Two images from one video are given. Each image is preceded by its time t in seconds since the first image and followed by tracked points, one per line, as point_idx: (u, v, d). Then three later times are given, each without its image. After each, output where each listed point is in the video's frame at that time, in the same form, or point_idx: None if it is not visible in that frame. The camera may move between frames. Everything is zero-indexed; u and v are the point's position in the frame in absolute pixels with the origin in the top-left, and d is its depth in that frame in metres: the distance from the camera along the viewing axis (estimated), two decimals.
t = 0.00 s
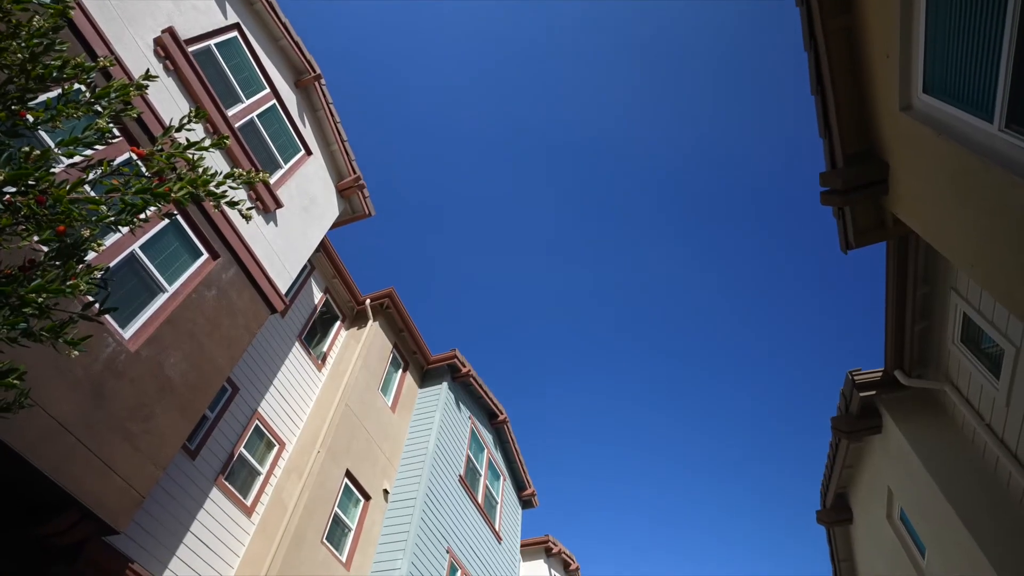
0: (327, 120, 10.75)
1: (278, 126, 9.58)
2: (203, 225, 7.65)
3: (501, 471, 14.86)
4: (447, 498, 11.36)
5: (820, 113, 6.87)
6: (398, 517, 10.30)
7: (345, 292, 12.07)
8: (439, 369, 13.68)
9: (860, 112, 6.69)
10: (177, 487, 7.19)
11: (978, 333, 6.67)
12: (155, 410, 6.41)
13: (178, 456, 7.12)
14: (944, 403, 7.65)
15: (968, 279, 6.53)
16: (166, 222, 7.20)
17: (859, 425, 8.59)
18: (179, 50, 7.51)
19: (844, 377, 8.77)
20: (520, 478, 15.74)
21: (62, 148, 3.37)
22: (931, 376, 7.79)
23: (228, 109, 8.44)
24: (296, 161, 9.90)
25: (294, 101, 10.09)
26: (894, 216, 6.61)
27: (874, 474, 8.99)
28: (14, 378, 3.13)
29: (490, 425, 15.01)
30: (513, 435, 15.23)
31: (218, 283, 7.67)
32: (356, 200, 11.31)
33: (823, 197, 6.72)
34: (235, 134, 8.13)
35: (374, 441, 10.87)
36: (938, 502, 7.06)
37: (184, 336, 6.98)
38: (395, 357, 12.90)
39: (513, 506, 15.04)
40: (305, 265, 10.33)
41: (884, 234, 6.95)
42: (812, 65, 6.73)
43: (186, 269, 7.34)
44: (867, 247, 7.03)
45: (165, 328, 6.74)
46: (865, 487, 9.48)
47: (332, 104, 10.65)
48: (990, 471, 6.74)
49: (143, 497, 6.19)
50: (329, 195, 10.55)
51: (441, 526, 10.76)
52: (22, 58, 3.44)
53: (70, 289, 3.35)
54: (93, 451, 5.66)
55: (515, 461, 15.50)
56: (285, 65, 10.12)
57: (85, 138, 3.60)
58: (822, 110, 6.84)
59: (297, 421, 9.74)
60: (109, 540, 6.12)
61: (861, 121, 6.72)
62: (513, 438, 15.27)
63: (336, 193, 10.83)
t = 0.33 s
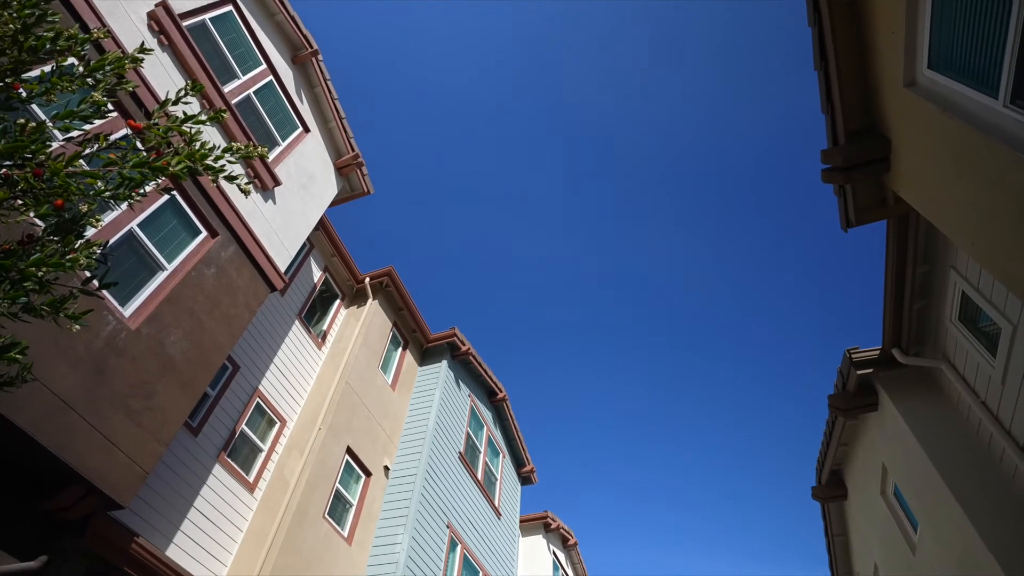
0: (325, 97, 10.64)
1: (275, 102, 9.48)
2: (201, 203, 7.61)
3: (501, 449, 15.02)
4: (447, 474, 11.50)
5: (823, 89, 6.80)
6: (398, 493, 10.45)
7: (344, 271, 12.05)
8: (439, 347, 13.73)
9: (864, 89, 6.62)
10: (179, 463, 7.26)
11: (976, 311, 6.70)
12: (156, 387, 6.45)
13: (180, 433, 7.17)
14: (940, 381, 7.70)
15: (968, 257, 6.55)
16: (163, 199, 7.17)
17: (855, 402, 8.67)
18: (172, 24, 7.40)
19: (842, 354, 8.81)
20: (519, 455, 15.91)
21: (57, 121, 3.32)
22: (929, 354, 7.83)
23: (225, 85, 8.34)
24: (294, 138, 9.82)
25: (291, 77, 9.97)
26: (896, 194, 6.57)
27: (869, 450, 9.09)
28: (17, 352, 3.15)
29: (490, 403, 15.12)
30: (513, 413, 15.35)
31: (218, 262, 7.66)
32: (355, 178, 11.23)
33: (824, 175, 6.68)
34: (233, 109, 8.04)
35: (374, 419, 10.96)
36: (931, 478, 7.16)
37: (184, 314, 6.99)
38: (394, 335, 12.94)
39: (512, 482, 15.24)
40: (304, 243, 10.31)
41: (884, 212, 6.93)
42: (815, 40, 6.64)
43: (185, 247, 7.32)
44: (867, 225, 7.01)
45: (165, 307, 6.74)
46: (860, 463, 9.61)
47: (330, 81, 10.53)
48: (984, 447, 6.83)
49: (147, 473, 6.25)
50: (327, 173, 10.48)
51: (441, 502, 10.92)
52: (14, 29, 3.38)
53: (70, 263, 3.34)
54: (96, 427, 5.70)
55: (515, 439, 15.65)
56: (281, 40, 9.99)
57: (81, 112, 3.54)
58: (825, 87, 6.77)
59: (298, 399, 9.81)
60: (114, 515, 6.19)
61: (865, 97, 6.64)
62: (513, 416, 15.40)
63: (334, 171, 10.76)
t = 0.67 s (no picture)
0: (322, 74, 10.51)
1: (273, 79, 9.37)
2: (199, 181, 7.57)
3: (500, 427, 15.17)
4: (447, 452, 11.64)
5: (826, 66, 6.71)
6: (399, 470, 10.59)
7: (343, 250, 12.03)
8: (439, 325, 13.77)
9: (868, 65, 6.53)
10: (182, 440, 7.32)
11: (975, 290, 6.72)
12: (158, 365, 6.48)
13: (182, 411, 7.22)
14: (937, 359, 7.75)
15: (968, 236, 6.55)
16: (161, 176, 7.13)
17: (853, 380, 8.72)
18: None
19: (840, 333, 8.84)
20: (519, 433, 16.05)
21: (53, 93, 3.27)
22: (926, 333, 7.87)
23: (221, 61, 8.24)
24: (291, 116, 9.73)
25: (288, 54, 9.84)
26: (898, 171, 6.54)
27: (865, 427, 9.18)
28: (20, 328, 3.17)
29: (490, 381, 15.21)
30: (512, 391, 15.44)
31: (217, 241, 7.64)
32: (354, 156, 11.15)
33: (826, 152, 6.63)
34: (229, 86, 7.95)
35: (375, 397, 11.04)
36: (926, 455, 7.24)
37: (184, 293, 6.99)
38: (394, 314, 12.97)
39: (512, 460, 15.42)
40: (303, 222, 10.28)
41: (886, 190, 6.89)
42: (819, 15, 6.54)
43: (185, 225, 7.30)
44: (868, 203, 6.98)
45: (165, 286, 6.74)
46: (856, 440, 9.71)
47: (327, 57, 10.39)
48: (979, 424, 6.91)
49: (150, 450, 6.30)
50: (325, 151, 10.40)
51: (442, 479, 11.08)
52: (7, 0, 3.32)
53: (70, 238, 3.33)
54: (100, 405, 5.74)
55: (515, 417, 15.78)
56: (278, 16, 9.83)
57: (76, 86, 3.49)
58: (828, 63, 6.69)
59: (298, 378, 9.86)
60: (119, 491, 6.25)
61: (869, 73, 6.56)
62: (512, 394, 15.50)
63: (333, 149, 10.68)
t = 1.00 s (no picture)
0: (320, 50, 10.38)
1: (270, 57, 9.26)
2: (198, 160, 7.53)
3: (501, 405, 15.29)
4: (448, 430, 11.75)
5: (831, 42, 6.61)
6: (400, 448, 10.71)
7: (343, 230, 12.00)
8: (439, 305, 13.79)
9: (873, 41, 6.42)
10: (185, 419, 7.38)
11: (975, 270, 6.72)
12: (159, 344, 6.50)
13: (185, 390, 7.27)
14: (935, 338, 7.78)
15: (970, 214, 6.54)
16: (159, 154, 7.09)
17: (851, 358, 8.74)
18: None
19: (840, 312, 8.82)
20: (519, 412, 16.17)
21: (49, 68, 3.22)
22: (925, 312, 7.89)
23: (217, 37, 8.14)
24: (289, 95, 9.65)
25: (285, 31, 9.72)
26: (901, 149, 6.50)
27: (863, 406, 9.24)
28: (24, 304, 3.18)
29: (490, 360, 15.28)
30: (513, 370, 15.51)
31: (216, 220, 7.62)
32: (352, 134, 11.06)
33: (829, 130, 6.58)
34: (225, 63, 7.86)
35: (375, 376, 11.11)
36: (922, 433, 7.30)
37: (184, 272, 6.99)
38: (394, 294, 12.98)
39: (512, 438, 15.58)
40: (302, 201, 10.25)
41: (889, 168, 6.84)
42: None
43: (184, 204, 7.28)
44: (871, 181, 6.94)
45: (165, 265, 6.74)
46: (853, 419, 9.77)
47: (324, 34, 10.26)
48: (976, 403, 6.96)
49: (154, 428, 6.36)
50: (324, 130, 10.33)
51: (442, 456, 11.22)
52: None
53: (71, 213, 3.33)
54: (103, 383, 5.77)
55: (515, 396, 15.88)
56: None
57: (73, 60, 3.44)
58: (833, 40, 6.58)
59: (299, 357, 9.91)
60: (124, 469, 6.32)
61: (874, 49, 6.46)
62: (513, 373, 15.58)
63: (332, 128, 10.60)
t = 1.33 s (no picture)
0: (317, 28, 10.25)
1: (267, 34, 9.15)
2: (196, 140, 7.49)
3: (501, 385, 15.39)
4: (448, 409, 11.84)
5: (835, 18, 6.50)
6: (401, 427, 10.81)
7: (342, 210, 11.96)
8: (439, 285, 13.80)
9: (879, 16, 6.31)
10: (188, 398, 7.44)
11: (975, 250, 6.72)
12: (161, 324, 6.52)
13: (186, 369, 7.31)
14: (934, 317, 7.80)
15: (972, 194, 6.52)
16: (157, 133, 7.04)
17: (850, 338, 8.75)
18: None
19: (839, 292, 8.78)
20: (519, 391, 16.28)
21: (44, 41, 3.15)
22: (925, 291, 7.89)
23: (213, 14, 8.05)
24: (287, 73, 9.57)
25: (281, 8, 9.59)
26: (904, 128, 6.45)
27: (861, 385, 9.29)
28: (26, 282, 3.19)
29: (490, 341, 15.33)
30: (512, 350, 15.58)
31: (215, 200, 7.59)
32: (351, 113, 10.97)
33: (832, 108, 6.51)
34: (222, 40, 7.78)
35: (376, 356, 11.16)
36: (918, 412, 7.36)
37: (184, 252, 6.99)
38: (394, 274, 12.98)
39: (512, 418, 15.71)
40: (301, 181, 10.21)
41: (892, 147, 6.80)
42: None
43: (182, 184, 7.25)
44: (873, 160, 6.91)
45: (165, 245, 6.74)
46: (850, 398, 9.83)
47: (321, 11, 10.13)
48: (973, 382, 7.01)
49: (157, 407, 6.40)
50: (322, 109, 10.25)
51: (443, 435, 11.33)
52: None
53: (70, 188, 3.29)
54: (105, 363, 5.80)
55: (515, 375, 15.97)
56: None
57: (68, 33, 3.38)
58: (837, 16, 6.48)
59: (299, 337, 9.95)
60: (128, 447, 6.38)
61: (879, 25, 6.35)
62: (512, 353, 15.64)
63: (330, 106, 10.51)
